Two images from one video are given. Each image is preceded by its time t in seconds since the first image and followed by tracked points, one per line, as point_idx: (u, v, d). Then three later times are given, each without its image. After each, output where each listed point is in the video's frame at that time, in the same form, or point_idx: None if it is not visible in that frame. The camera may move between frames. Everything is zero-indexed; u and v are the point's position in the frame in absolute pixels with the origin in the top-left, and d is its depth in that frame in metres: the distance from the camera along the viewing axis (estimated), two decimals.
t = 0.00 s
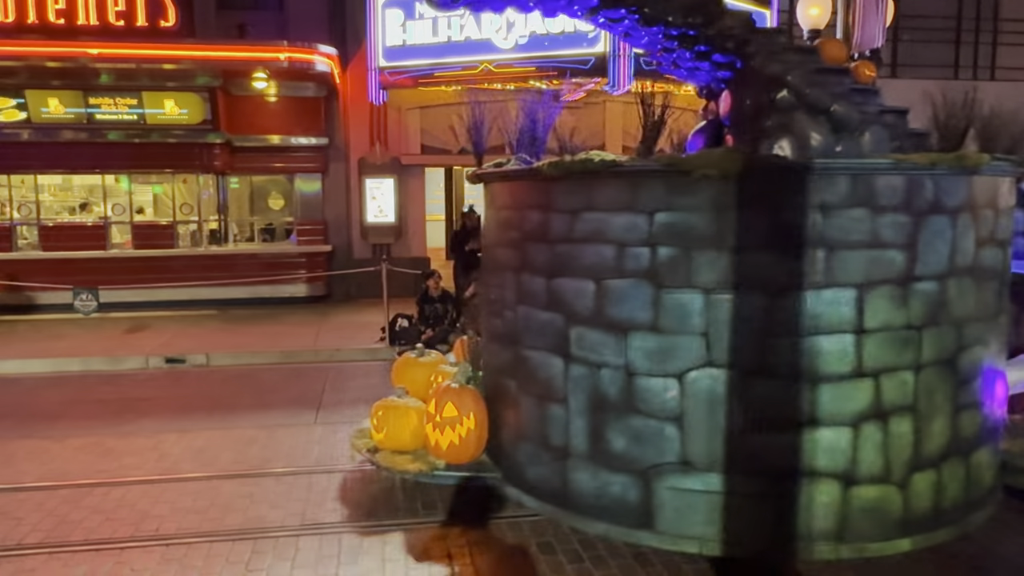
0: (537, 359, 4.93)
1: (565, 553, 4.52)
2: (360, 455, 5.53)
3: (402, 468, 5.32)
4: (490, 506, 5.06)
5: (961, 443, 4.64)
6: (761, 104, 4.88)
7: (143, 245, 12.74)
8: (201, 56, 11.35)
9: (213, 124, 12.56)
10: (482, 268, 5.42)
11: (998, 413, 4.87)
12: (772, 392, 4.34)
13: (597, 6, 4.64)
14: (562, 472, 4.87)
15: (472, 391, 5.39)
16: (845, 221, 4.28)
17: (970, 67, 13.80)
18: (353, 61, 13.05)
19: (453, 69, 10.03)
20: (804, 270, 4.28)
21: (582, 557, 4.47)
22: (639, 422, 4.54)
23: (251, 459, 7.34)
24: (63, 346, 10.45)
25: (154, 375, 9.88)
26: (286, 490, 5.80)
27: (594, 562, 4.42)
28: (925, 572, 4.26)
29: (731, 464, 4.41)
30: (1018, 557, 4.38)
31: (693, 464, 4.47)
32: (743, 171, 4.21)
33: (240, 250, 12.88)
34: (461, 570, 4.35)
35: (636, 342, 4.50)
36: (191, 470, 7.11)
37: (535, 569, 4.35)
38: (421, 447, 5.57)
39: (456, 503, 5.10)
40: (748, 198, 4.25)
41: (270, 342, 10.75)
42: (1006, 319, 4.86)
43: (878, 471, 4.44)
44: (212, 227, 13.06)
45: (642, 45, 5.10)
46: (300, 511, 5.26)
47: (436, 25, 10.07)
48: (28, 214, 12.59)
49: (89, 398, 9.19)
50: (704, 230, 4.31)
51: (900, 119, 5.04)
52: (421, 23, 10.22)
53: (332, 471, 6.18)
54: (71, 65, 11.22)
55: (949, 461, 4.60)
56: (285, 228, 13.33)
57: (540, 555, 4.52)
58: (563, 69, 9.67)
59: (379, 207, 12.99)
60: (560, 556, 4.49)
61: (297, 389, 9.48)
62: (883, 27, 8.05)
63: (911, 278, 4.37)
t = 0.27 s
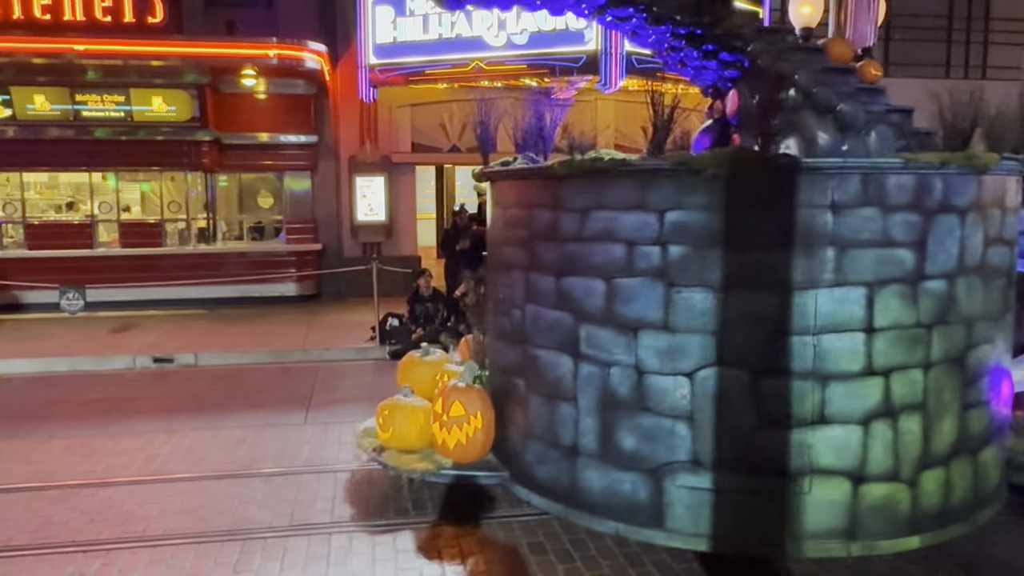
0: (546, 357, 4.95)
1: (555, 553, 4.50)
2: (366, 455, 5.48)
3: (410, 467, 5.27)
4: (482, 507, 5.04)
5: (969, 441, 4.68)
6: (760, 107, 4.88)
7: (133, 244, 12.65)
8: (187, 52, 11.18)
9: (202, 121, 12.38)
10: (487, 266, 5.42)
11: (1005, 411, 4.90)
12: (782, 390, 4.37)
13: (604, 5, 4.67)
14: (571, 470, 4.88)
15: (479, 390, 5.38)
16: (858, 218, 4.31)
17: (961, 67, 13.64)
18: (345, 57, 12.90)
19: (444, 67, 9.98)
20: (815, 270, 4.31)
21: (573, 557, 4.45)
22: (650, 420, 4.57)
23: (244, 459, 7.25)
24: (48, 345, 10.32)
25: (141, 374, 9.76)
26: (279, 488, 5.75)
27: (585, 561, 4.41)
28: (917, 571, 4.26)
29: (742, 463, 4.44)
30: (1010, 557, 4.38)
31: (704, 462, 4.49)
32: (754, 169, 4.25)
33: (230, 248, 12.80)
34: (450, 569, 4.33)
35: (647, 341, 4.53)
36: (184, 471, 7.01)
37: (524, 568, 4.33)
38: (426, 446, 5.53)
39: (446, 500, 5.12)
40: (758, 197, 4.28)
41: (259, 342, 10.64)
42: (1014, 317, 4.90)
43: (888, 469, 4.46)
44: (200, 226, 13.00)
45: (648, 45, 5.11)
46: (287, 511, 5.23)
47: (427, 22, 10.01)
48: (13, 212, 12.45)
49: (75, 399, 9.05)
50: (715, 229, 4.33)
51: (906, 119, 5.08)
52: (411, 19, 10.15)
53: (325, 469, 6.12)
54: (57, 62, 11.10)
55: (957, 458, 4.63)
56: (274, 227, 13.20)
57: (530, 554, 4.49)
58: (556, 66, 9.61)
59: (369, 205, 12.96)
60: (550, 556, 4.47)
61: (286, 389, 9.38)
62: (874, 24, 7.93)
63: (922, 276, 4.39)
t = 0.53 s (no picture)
0: (555, 356, 4.94)
1: (545, 554, 4.49)
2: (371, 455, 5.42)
3: (416, 467, 5.22)
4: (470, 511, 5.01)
5: (977, 439, 4.70)
6: (766, 107, 4.91)
7: (116, 242, 12.49)
8: (175, 47, 11.01)
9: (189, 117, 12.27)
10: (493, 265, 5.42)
11: (1011, 409, 4.93)
12: (793, 388, 4.37)
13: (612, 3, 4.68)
14: (580, 469, 4.89)
15: (485, 388, 5.32)
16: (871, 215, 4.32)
17: (953, 66, 13.78)
18: (334, 54, 12.76)
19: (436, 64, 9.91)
20: (827, 268, 4.31)
21: (563, 557, 4.44)
22: (661, 419, 4.57)
23: (234, 459, 7.14)
24: (31, 344, 10.15)
25: (126, 374, 9.61)
26: (270, 487, 5.70)
27: (575, 562, 4.39)
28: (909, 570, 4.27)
29: (753, 461, 4.44)
30: (1010, 557, 4.39)
31: (716, 461, 4.49)
32: (768, 168, 4.24)
33: (217, 247, 12.63)
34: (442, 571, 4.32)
35: (657, 339, 4.52)
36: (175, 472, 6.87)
37: (515, 569, 4.32)
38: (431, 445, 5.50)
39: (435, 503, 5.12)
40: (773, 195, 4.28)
41: (245, 341, 10.52)
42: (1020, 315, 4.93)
43: (898, 466, 4.48)
44: (187, 224, 12.89)
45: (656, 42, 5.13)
46: (275, 512, 5.18)
47: (417, 18, 9.96)
48: None
49: (59, 399, 8.87)
50: (727, 227, 4.33)
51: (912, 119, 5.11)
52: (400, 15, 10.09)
53: (316, 468, 6.04)
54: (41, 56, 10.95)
55: (966, 456, 4.66)
56: (262, 224, 13.17)
57: (520, 555, 4.48)
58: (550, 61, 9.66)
59: (358, 203, 12.88)
60: (541, 557, 4.45)
61: (274, 388, 9.27)
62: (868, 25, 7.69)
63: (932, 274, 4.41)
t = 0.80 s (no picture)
0: (562, 354, 4.92)
1: (535, 555, 4.44)
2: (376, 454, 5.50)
3: (420, 467, 5.27)
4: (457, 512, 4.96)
5: (984, 437, 4.71)
6: (773, 103, 4.85)
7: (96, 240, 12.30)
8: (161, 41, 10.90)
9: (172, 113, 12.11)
10: (498, 264, 5.40)
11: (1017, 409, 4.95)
12: (803, 386, 4.37)
13: None
14: (586, 468, 4.86)
15: (490, 387, 5.33)
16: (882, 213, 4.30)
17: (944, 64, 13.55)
18: (319, 48, 12.65)
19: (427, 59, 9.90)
20: (837, 266, 4.30)
21: (553, 559, 4.39)
22: (669, 418, 4.55)
23: (217, 461, 6.96)
24: (10, 342, 9.97)
25: (108, 374, 9.44)
26: (258, 487, 5.60)
27: (565, 563, 4.35)
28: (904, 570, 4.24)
29: (762, 460, 4.43)
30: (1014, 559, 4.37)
31: (725, 460, 4.47)
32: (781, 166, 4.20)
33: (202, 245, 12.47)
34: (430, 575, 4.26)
35: (666, 338, 4.50)
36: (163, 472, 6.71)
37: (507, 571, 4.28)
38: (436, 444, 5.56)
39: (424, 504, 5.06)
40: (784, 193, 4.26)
41: (229, 341, 10.35)
42: None
43: (907, 465, 4.47)
44: (170, 221, 12.70)
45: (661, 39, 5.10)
46: (261, 514, 5.10)
47: (405, 13, 9.89)
48: None
49: (39, 399, 8.66)
50: (737, 225, 4.31)
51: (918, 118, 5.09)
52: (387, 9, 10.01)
53: (304, 467, 5.95)
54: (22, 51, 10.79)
55: (973, 454, 4.67)
56: (247, 222, 13.03)
57: (509, 556, 4.43)
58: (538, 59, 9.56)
59: (346, 200, 12.78)
60: (530, 558, 4.40)
61: (258, 388, 9.10)
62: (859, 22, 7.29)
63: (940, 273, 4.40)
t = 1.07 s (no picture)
0: (574, 352, 4.90)
1: (530, 555, 4.40)
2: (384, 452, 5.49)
3: (428, 465, 5.26)
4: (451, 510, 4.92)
5: (996, 433, 4.71)
6: (784, 100, 4.89)
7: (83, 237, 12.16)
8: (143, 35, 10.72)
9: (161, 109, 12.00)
10: (507, 262, 5.39)
11: None
12: (816, 384, 4.35)
13: None
14: (597, 466, 4.84)
15: (500, 386, 5.32)
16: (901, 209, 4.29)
17: (941, 60, 13.22)
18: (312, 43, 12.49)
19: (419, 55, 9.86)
20: (851, 263, 4.28)
21: (547, 559, 4.35)
22: (681, 415, 4.53)
23: (204, 463, 6.72)
24: None
25: (96, 373, 9.29)
26: (251, 487, 5.51)
27: (559, 563, 4.30)
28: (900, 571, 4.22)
29: (775, 457, 4.41)
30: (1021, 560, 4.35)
31: (739, 457, 4.45)
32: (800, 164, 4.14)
33: (191, 242, 12.33)
34: None
35: (679, 335, 4.47)
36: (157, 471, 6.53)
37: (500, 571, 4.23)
38: (443, 444, 5.54)
39: (416, 501, 5.02)
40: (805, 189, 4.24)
41: (219, 339, 10.23)
42: None
43: (920, 462, 4.46)
44: (159, 218, 12.57)
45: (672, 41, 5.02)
46: (251, 514, 5.02)
47: (397, 8, 9.85)
48: None
49: (26, 398, 8.49)
50: (751, 222, 4.29)
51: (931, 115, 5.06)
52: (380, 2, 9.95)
53: (296, 467, 5.85)
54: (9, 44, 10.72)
55: (985, 451, 4.66)
56: (237, 219, 12.86)
57: (507, 556, 4.39)
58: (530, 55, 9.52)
59: (336, 197, 12.61)
60: (524, 558, 4.36)
61: (248, 388, 8.92)
62: (855, 20, 6.88)
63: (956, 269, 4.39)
